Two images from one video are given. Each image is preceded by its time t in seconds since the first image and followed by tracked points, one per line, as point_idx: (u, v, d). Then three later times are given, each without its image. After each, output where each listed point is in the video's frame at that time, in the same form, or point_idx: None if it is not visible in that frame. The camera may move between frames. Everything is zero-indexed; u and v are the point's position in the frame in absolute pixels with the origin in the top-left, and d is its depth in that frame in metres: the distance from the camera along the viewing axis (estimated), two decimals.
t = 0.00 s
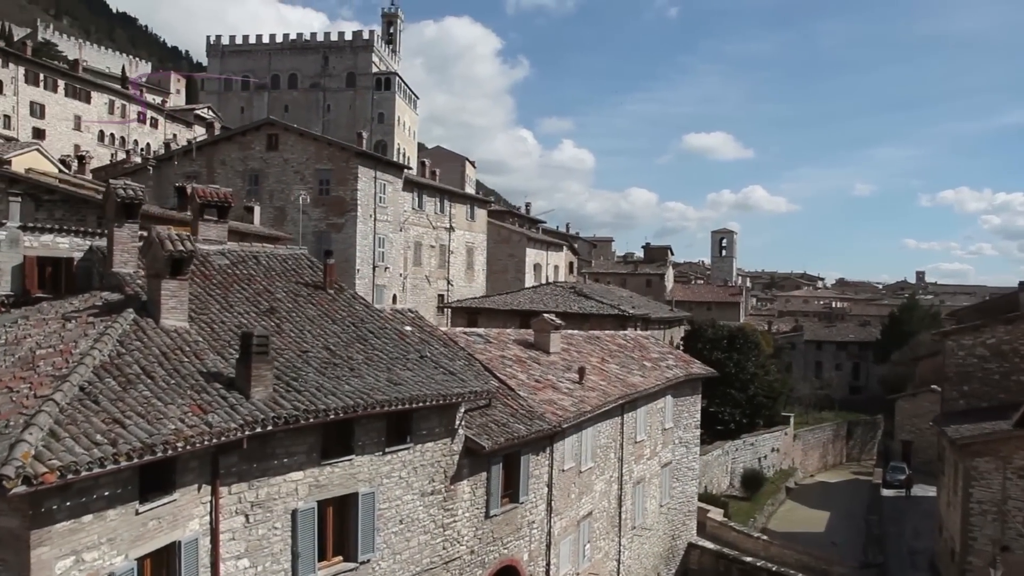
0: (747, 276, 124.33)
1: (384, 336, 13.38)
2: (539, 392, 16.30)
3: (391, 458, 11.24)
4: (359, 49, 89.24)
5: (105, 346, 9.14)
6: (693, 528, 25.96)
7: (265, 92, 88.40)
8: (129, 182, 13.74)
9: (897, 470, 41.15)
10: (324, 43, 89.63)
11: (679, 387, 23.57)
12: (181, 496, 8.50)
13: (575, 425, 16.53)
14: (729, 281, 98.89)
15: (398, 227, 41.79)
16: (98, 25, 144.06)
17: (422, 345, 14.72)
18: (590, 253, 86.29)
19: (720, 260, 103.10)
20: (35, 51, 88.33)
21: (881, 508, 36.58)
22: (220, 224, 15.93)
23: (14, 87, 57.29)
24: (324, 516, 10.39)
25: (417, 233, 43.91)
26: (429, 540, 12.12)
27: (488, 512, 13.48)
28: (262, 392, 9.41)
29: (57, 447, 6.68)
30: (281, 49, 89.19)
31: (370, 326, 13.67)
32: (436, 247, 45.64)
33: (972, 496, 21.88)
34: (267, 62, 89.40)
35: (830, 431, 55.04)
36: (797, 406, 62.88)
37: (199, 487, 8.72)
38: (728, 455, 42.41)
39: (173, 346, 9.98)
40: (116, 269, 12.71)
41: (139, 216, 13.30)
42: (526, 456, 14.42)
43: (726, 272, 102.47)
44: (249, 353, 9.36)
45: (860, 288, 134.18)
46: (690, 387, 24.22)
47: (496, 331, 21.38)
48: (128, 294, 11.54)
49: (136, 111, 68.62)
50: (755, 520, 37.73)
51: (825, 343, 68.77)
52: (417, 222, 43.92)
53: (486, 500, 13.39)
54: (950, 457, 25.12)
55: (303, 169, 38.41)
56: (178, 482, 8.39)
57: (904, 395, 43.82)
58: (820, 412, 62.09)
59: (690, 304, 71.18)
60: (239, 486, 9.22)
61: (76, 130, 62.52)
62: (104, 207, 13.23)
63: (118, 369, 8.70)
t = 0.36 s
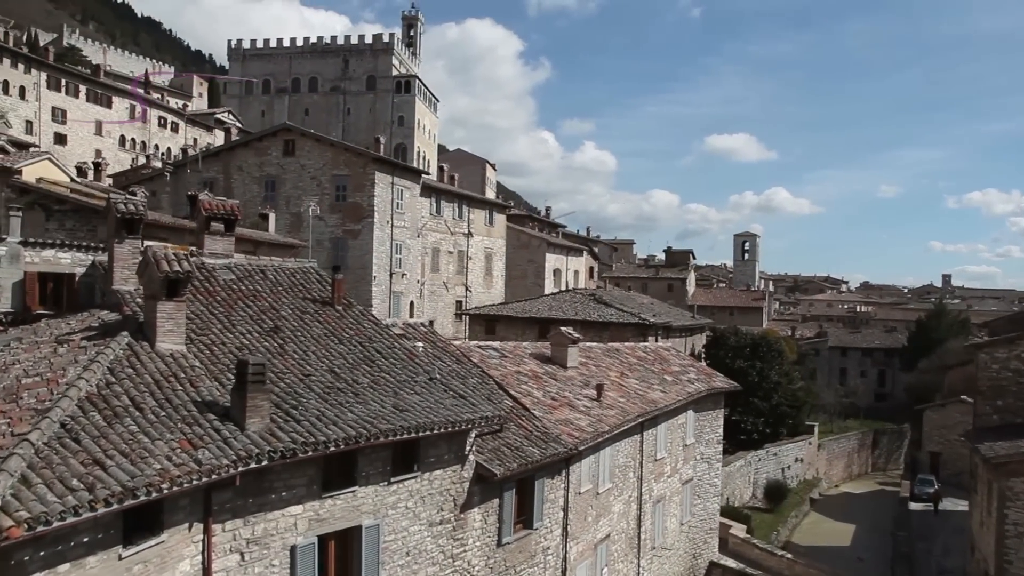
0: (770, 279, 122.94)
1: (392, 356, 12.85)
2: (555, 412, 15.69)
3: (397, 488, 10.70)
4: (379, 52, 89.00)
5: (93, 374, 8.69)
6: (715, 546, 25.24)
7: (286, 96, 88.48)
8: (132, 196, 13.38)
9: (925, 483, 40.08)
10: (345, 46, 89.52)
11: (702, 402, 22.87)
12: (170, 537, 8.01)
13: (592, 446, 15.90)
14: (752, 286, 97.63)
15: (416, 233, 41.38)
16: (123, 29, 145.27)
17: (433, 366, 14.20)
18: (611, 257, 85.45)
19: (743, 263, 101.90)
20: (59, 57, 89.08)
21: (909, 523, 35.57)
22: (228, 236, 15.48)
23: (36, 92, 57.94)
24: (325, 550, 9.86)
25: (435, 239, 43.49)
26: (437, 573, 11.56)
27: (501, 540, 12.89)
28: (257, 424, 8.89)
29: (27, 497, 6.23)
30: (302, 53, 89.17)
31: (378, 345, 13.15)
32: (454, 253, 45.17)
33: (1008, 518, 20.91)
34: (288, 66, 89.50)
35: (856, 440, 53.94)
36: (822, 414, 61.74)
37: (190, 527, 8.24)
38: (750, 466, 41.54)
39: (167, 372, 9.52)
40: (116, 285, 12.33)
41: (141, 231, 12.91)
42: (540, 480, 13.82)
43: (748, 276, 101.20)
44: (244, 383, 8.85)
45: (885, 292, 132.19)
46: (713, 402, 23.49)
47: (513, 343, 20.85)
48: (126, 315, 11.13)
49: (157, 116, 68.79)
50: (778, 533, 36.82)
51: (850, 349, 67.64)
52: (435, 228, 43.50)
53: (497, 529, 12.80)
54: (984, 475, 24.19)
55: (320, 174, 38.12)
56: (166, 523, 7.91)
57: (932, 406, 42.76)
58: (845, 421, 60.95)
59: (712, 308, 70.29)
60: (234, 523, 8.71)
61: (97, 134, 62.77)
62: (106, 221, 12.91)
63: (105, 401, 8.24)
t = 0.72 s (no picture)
0: (794, 283, 121.43)
1: (401, 377, 12.32)
2: (571, 432, 15.10)
3: (402, 521, 10.16)
4: (400, 55, 88.66)
5: (79, 405, 8.22)
6: (737, 564, 24.51)
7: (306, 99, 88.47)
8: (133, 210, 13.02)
9: (955, 496, 38.96)
10: (365, 49, 89.33)
11: (725, 417, 22.16)
12: None
13: (610, 468, 15.28)
14: (775, 289, 96.31)
15: (434, 239, 40.94)
16: (148, 33, 146.35)
17: (444, 387, 13.67)
18: (632, 260, 84.47)
19: (766, 267, 100.60)
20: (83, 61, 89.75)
21: (938, 539, 34.55)
22: (234, 248, 15.07)
23: (58, 98, 58.49)
24: None
25: (454, 245, 43.04)
26: None
27: (513, 570, 12.31)
28: (251, 459, 8.37)
29: None
30: (323, 56, 89.13)
31: (386, 366, 12.62)
32: (473, 259, 44.71)
33: None
34: (309, 69, 89.46)
35: (882, 450, 52.79)
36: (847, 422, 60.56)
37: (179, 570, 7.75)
38: (774, 478, 40.61)
39: (158, 400, 9.02)
40: (115, 303, 11.93)
41: (142, 247, 12.49)
42: (556, 506, 13.23)
43: (771, 279, 99.83)
44: (238, 415, 8.33)
45: (911, 295, 130.02)
46: (736, 417, 22.79)
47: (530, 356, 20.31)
48: (122, 336, 10.68)
49: (178, 120, 68.84)
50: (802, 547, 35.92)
51: (876, 355, 66.19)
52: (454, 233, 43.06)
53: (509, 558, 12.22)
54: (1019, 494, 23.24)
55: (337, 180, 37.82)
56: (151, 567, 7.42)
57: (961, 416, 41.65)
58: (871, 430, 59.78)
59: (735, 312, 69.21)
60: (228, 564, 8.21)
61: (119, 139, 62.95)
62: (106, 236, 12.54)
63: (88, 436, 7.76)
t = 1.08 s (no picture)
0: (818, 286, 119.85)
1: (409, 400, 11.79)
2: (587, 454, 14.49)
3: (405, 557, 9.60)
4: (421, 58, 88.25)
5: (61, 438, 7.76)
6: None
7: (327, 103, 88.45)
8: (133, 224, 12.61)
9: (987, 510, 37.84)
10: (386, 52, 89.11)
11: (749, 432, 21.47)
12: None
13: (629, 492, 14.64)
14: (800, 293, 94.86)
15: (453, 245, 40.49)
16: (173, 37, 147.35)
17: (454, 409, 13.15)
18: (655, 263, 83.50)
19: (791, 270, 99.25)
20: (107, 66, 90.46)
21: (970, 556, 33.50)
22: (240, 262, 14.64)
23: (80, 103, 58.79)
24: None
25: (473, 251, 42.56)
26: None
27: None
28: (242, 497, 7.85)
29: None
30: (344, 60, 89.05)
31: (394, 387, 12.10)
32: (492, 265, 44.19)
33: None
34: (330, 72, 89.41)
35: (910, 459, 51.59)
36: (874, 431, 59.35)
37: None
38: (799, 489, 39.65)
39: (148, 431, 8.55)
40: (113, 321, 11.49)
41: (141, 263, 12.07)
42: (570, 534, 12.64)
43: (796, 282, 98.40)
44: (228, 450, 7.83)
45: (939, 298, 127.72)
46: (761, 432, 22.08)
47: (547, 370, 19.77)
48: (118, 358, 10.24)
49: (199, 124, 68.94)
50: (828, 562, 35.01)
51: (903, 361, 64.82)
52: (473, 239, 42.59)
53: None
54: None
55: (354, 186, 37.49)
56: None
57: (993, 427, 40.56)
58: (898, 439, 58.55)
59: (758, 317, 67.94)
60: None
61: (140, 144, 63.13)
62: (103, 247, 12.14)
63: (67, 475, 7.29)
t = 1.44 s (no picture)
0: (844, 289, 118.11)
1: (416, 424, 11.27)
2: (605, 477, 13.90)
3: None
4: (443, 61, 87.87)
5: (39, 474, 7.32)
6: None
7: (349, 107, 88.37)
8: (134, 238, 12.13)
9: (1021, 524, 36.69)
10: (408, 55, 88.81)
11: (774, 448, 20.76)
12: None
13: (647, 516, 14.03)
14: (825, 297, 93.32)
15: (472, 251, 40.02)
16: (198, 41, 148.45)
17: (465, 433, 12.61)
18: (678, 266, 82.49)
19: (817, 273, 97.77)
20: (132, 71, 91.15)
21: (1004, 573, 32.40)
22: (247, 275, 14.23)
23: (102, 109, 59.26)
24: None
25: (492, 256, 42.05)
26: None
27: None
28: (231, 537, 7.37)
29: None
30: (366, 63, 88.94)
31: (401, 409, 11.58)
32: (513, 270, 43.67)
33: None
34: (352, 76, 89.32)
35: (940, 469, 50.35)
36: (901, 439, 58.12)
37: None
38: (825, 500, 38.50)
39: (135, 462, 8.09)
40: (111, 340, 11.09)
41: (140, 280, 11.65)
42: (586, 563, 12.06)
43: (822, 286, 96.83)
44: (215, 487, 7.35)
45: (967, 301, 125.36)
46: (786, 448, 21.35)
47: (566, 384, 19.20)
48: (111, 381, 9.82)
49: (222, 128, 69.02)
50: None
51: (932, 367, 63.36)
52: (493, 244, 42.09)
53: None
54: None
55: (372, 192, 37.12)
56: None
57: None
58: (927, 447, 57.23)
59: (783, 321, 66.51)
60: None
61: (162, 148, 63.26)
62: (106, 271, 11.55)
63: (43, 516, 6.86)
